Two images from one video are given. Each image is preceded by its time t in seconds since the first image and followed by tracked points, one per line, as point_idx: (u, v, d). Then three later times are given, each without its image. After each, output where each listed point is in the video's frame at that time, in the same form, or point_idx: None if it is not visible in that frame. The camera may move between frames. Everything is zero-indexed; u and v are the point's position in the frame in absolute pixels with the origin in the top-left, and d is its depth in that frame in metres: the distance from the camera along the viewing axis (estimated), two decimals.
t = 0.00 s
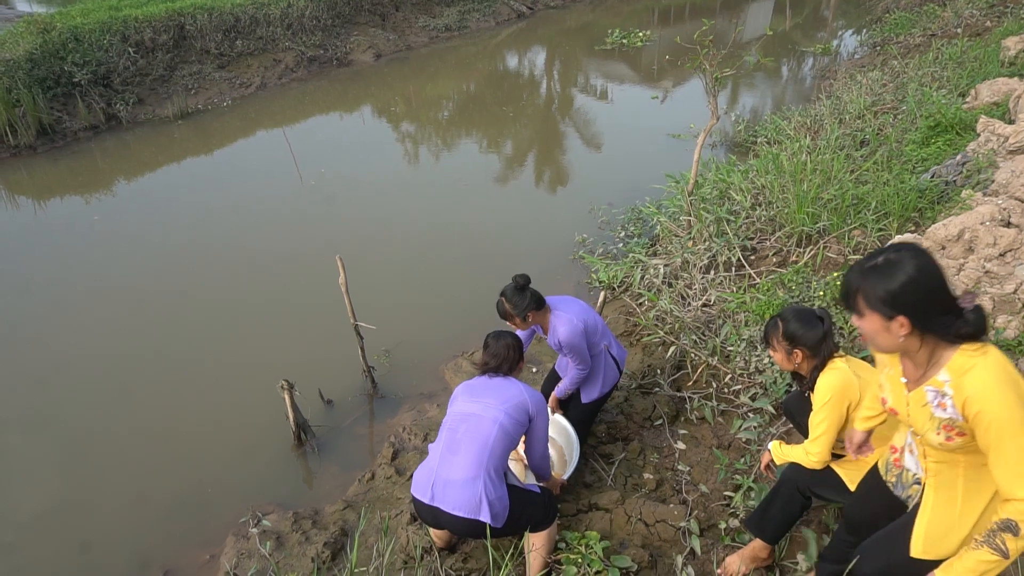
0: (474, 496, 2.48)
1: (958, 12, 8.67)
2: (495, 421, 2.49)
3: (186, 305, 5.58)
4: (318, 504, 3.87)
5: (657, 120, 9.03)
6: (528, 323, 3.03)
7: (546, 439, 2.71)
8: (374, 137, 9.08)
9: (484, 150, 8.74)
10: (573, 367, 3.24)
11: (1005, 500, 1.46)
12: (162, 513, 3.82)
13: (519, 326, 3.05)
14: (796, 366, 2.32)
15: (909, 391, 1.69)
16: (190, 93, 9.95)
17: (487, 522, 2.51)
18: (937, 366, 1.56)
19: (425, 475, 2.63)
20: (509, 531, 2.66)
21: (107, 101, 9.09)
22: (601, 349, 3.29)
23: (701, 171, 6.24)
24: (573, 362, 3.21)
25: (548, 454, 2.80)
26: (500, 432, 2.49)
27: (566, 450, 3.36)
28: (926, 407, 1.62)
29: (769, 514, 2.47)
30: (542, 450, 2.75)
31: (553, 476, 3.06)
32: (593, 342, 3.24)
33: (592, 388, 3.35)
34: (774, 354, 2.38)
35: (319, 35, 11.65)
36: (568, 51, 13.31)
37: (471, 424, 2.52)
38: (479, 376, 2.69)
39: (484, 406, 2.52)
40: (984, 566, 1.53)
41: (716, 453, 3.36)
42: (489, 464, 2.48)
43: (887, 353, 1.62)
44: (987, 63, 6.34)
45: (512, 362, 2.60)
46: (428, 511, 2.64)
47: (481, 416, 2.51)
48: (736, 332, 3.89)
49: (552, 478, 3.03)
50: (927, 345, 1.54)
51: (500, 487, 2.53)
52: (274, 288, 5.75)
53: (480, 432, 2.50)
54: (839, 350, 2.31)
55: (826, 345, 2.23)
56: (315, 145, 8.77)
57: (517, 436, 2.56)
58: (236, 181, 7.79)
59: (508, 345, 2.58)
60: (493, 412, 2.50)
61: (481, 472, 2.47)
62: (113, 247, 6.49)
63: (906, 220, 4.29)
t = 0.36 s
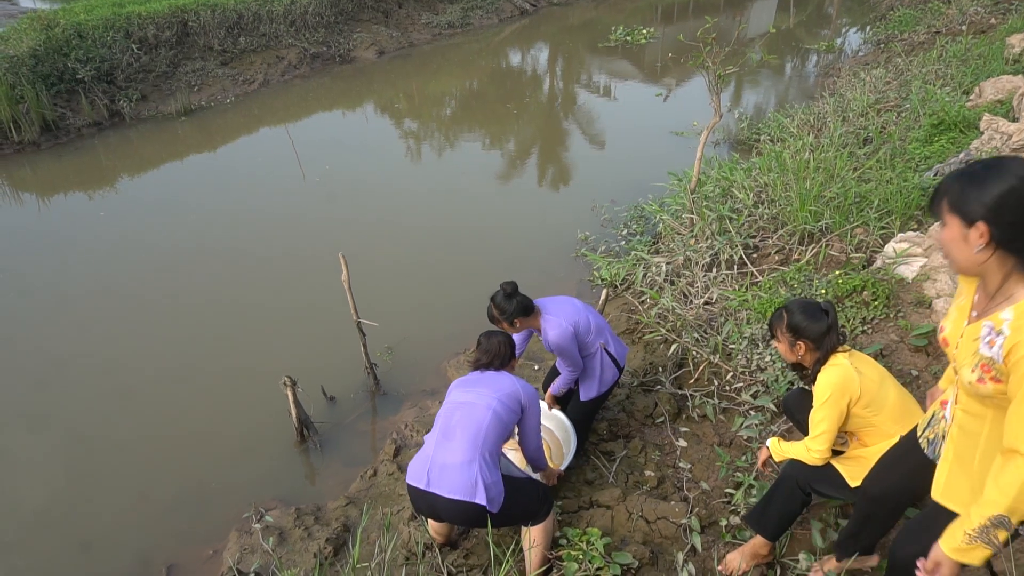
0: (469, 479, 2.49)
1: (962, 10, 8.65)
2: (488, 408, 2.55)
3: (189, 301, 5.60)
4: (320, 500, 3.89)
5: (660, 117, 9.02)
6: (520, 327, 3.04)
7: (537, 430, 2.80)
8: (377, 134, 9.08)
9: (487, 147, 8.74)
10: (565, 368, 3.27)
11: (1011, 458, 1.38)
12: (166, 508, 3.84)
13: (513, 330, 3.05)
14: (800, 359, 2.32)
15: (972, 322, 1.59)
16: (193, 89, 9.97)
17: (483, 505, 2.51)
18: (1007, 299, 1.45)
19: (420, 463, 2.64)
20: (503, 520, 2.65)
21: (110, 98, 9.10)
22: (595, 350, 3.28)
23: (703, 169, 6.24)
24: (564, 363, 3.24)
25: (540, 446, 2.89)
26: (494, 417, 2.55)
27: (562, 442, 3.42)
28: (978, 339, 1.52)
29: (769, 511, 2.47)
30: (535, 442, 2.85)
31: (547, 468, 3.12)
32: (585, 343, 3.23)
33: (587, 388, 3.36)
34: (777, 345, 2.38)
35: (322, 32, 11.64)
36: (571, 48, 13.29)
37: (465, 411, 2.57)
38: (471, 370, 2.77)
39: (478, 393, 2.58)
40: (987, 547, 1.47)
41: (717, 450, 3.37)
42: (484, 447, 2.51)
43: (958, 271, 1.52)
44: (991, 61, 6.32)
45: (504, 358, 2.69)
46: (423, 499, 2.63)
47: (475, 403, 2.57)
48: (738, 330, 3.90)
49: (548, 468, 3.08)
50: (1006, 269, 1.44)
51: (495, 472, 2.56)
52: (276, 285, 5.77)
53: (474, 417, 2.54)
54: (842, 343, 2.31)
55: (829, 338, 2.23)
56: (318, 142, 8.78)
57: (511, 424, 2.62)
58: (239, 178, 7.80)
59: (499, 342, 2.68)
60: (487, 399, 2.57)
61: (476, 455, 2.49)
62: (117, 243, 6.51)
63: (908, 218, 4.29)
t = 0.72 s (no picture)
0: (463, 464, 2.52)
1: (966, 8, 8.61)
2: (480, 394, 2.57)
3: (192, 298, 5.63)
4: (322, 497, 3.91)
5: (663, 116, 9.01)
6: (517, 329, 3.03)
7: (532, 417, 2.80)
8: (380, 132, 9.09)
9: (489, 145, 8.74)
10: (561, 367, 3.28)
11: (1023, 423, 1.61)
12: (169, 504, 3.87)
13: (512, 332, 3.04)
14: (800, 357, 2.32)
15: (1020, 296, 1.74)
16: (197, 87, 9.99)
17: (477, 490, 2.53)
18: None
19: (415, 449, 2.66)
20: (497, 507, 2.68)
21: (114, 95, 9.13)
22: (592, 348, 3.28)
23: (706, 167, 6.24)
24: (560, 362, 3.25)
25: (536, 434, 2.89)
26: (486, 404, 2.56)
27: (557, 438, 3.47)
28: None
29: (769, 508, 2.48)
30: (530, 429, 2.86)
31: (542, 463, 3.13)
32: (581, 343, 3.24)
33: (586, 387, 3.37)
34: (779, 343, 2.38)
35: (326, 30, 11.64)
36: (574, 47, 13.27)
37: (457, 396, 2.59)
38: (464, 358, 2.78)
39: (470, 380, 2.59)
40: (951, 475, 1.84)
41: (718, 448, 3.38)
42: (476, 433, 2.53)
43: None
44: (996, 60, 6.30)
45: (495, 345, 2.69)
46: (418, 484, 2.66)
47: (467, 389, 2.58)
48: (740, 328, 3.90)
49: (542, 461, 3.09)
50: None
51: (489, 456, 2.59)
52: (279, 282, 5.79)
53: (467, 402, 2.56)
54: (843, 342, 2.31)
55: (830, 336, 2.23)
56: (321, 140, 8.80)
57: (503, 410, 2.64)
58: (242, 175, 7.82)
59: (490, 331, 2.67)
60: (480, 385, 2.58)
61: (469, 441, 2.52)
62: (121, 240, 6.54)
63: (910, 216, 4.29)
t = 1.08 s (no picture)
0: (456, 452, 2.54)
1: (970, 7, 8.58)
2: (470, 384, 2.61)
3: (194, 297, 5.64)
4: (323, 495, 3.92)
5: (665, 116, 9.01)
6: (515, 325, 3.02)
7: (523, 409, 2.83)
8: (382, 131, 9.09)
9: (491, 145, 8.74)
10: (557, 365, 3.27)
11: None
12: (170, 502, 3.88)
13: (510, 329, 3.04)
14: (801, 357, 2.31)
15: None
16: (199, 87, 10.01)
17: (470, 478, 2.55)
18: None
19: (407, 440, 2.68)
20: (490, 498, 2.68)
21: (117, 95, 9.15)
22: (590, 347, 3.26)
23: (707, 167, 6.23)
24: (556, 360, 3.24)
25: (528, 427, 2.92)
26: (477, 393, 2.61)
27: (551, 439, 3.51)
28: None
29: (768, 507, 2.49)
30: (520, 423, 2.88)
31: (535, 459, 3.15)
32: (578, 341, 3.22)
33: (585, 386, 3.36)
34: (779, 343, 2.37)
35: (328, 30, 11.64)
36: (576, 47, 13.26)
37: (448, 387, 2.63)
38: (452, 352, 2.83)
39: (461, 371, 2.64)
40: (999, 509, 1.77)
41: (718, 448, 3.38)
42: (468, 421, 2.57)
43: None
44: (998, 59, 6.28)
45: (484, 338, 2.73)
46: (411, 476, 2.67)
47: (458, 379, 2.63)
48: (740, 328, 3.90)
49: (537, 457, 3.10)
50: None
51: (481, 445, 2.61)
52: (281, 281, 5.80)
53: (458, 392, 2.60)
54: (843, 342, 2.31)
55: (830, 335, 2.22)
56: (323, 139, 8.81)
57: (493, 400, 2.68)
58: (244, 175, 7.83)
59: (479, 324, 2.73)
60: (470, 375, 2.63)
61: (461, 429, 2.55)
62: (124, 239, 6.56)
63: (911, 216, 4.29)
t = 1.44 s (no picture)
0: (451, 449, 2.57)
1: (972, 8, 8.56)
2: (461, 381, 2.65)
3: (195, 297, 5.64)
4: (323, 495, 3.92)
5: (667, 116, 9.00)
6: (506, 311, 3.06)
7: (515, 404, 2.86)
8: (383, 131, 9.09)
9: (492, 145, 8.73)
10: (548, 356, 3.28)
11: None
12: (171, 502, 3.88)
13: (502, 313, 3.09)
14: (803, 358, 2.31)
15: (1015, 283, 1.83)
16: (201, 86, 10.02)
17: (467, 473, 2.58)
18: None
19: (400, 439, 2.70)
20: (487, 495, 2.70)
21: (119, 94, 9.16)
22: (582, 342, 3.24)
23: (709, 167, 6.23)
24: (547, 351, 3.25)
25: (522, 423, 2.94)
26: (468, 389, 2.65)
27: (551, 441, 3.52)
28: None
29: (769, 509, 2.49)
30: (514, 420, 2.91)
31: (536, 459, 3.14)
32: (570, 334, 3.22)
33: (577, 382, 3.36)
34: (780, 345, 2.36)
35: (330, 29, 11.64)
36: (578, 47, 13.26)
37: (439, 384, 2.66)
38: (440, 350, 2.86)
39: (451, 368, 2.68)
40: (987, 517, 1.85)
41: (719, 448, 3.38)
42: (461, 417, 2.61)
43: None
44: (1001, 59, 6.26)
45: (472, 333, 2.79)
46: (407, 475, 2.69)
47: (448, 377, 2.66)
48: (742, 328, 3.89)
49: (536, 457, 3.10)
50: None
51: (474, 440, 2.65)
52: (282, 281, 5.80)
53: (449, 389, 2.64)
54: (845, 343, 2.30)
55: (832, 336, 2.22)
56: (325, 139, 8.81)
57: (484, 396, 2.72)
58: (246, 175, 7.83)
59: (467, 318, 2.78)
60: (460, 371, 2.66)
61: (456, 425, 2.59)
62: (125, 238, 6.57)
63: (913, 217, 4.29)
